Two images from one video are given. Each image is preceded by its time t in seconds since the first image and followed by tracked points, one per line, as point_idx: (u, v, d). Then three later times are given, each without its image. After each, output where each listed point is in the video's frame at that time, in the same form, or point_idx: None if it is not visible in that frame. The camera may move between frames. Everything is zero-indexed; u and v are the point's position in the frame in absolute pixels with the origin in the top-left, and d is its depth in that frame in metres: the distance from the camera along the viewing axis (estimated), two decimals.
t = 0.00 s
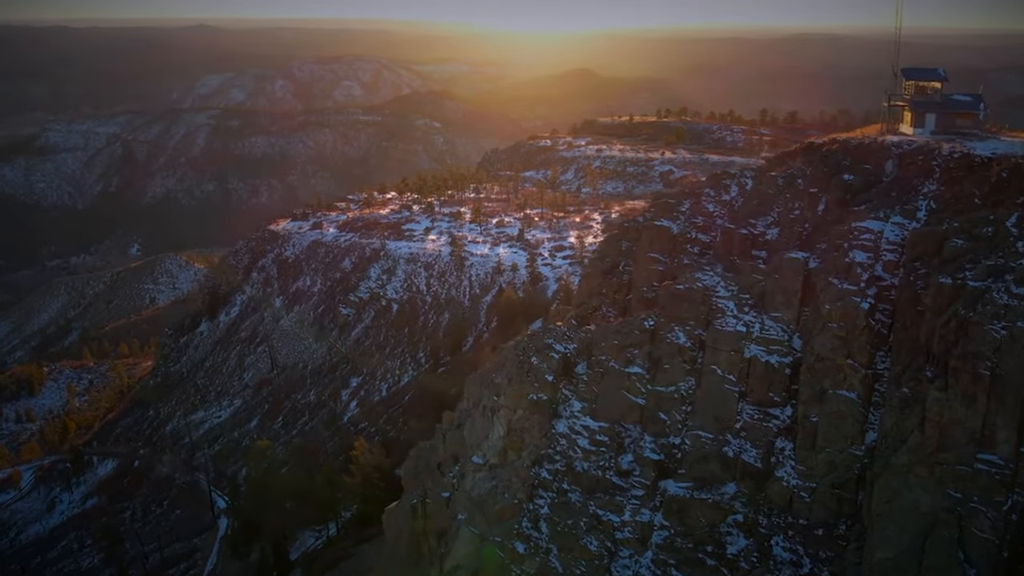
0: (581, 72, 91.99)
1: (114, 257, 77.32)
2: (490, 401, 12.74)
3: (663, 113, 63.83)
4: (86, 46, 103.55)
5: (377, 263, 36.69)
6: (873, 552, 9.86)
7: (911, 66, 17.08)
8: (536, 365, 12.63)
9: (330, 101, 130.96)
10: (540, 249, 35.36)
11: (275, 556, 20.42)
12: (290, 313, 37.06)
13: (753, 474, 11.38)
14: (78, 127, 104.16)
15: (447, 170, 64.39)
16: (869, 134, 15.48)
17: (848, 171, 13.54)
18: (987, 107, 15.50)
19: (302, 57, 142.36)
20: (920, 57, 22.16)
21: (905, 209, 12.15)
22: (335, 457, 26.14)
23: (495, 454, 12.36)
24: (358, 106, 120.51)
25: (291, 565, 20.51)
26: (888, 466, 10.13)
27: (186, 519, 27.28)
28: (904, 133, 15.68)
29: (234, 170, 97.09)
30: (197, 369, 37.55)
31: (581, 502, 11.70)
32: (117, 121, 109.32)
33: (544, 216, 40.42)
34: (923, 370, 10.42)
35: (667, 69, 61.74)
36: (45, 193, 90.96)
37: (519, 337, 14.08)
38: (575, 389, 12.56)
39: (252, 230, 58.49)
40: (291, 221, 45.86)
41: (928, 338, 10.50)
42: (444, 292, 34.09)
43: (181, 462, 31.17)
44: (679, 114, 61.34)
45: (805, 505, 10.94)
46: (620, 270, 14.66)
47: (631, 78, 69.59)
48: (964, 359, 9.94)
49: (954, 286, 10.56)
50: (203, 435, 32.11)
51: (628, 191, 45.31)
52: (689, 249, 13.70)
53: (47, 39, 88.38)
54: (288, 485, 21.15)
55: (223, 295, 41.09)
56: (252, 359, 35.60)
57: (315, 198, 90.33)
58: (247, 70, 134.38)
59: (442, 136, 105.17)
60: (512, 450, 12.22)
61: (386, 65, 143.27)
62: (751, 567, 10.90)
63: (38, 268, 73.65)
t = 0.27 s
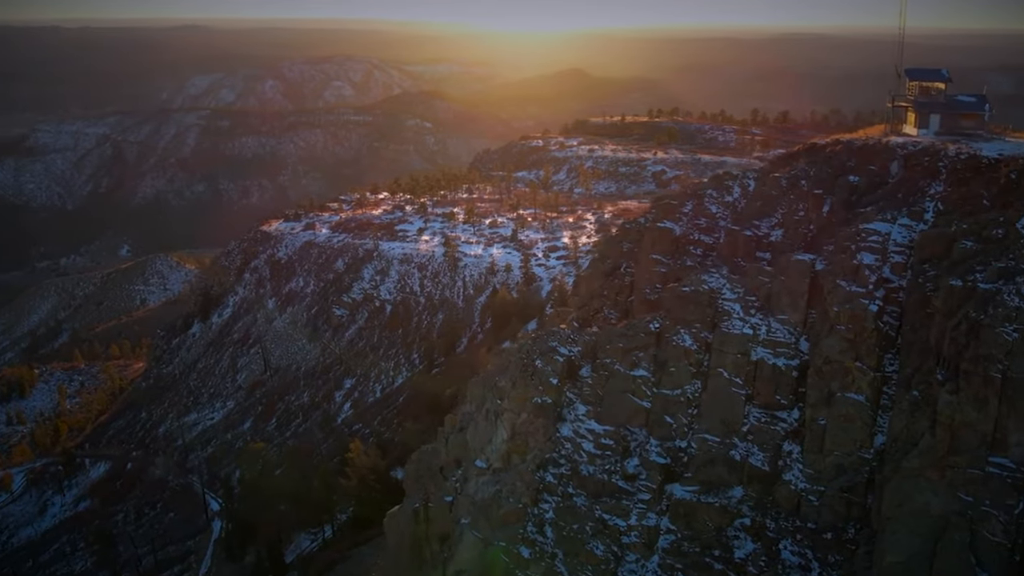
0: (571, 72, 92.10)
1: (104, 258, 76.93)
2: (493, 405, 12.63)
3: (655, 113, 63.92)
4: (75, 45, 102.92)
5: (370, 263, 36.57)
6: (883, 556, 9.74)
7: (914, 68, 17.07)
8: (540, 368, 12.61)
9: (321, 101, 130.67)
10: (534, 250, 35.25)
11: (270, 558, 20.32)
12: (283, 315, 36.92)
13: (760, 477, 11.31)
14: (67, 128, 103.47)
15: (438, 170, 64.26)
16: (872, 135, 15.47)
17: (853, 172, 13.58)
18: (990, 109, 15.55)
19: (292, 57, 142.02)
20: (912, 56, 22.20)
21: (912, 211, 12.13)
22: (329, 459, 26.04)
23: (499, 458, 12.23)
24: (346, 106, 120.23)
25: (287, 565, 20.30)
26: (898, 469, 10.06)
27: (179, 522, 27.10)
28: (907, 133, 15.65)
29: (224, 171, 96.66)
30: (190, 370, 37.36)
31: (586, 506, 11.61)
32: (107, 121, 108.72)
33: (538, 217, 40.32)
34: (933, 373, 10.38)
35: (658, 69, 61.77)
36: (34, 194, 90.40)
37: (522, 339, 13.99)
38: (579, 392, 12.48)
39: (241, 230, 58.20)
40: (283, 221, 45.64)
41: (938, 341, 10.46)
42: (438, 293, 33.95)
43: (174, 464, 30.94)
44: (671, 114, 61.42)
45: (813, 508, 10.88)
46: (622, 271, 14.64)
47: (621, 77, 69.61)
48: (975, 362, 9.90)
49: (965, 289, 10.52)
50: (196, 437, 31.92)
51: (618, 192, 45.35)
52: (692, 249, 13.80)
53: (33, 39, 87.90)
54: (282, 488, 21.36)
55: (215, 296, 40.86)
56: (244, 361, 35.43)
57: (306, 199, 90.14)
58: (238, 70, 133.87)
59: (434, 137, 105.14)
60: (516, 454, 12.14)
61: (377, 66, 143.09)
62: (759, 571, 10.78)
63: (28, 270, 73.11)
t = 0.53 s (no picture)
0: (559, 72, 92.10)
1: (92, 259, 76.35)
2: (494, 408, 12.46)
3: (644, 113, 63.96)
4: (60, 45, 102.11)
5: (361, 264, 36.41)
6: (892, 561, 9.68)
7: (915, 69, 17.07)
8: (543, 371, 12.44)
9: (310, 102, 130.32)
10: (525, 250, 35.18)
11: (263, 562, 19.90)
12: (274, 316, 36.72)
13: (766, 481, 11.23)
14: (53, 129, 102.59)
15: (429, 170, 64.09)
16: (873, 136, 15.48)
17: (855, 173, 13.60)
18: (991, 109, 15.55)
19: (280, 57, 141.41)
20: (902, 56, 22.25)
21: (917, 212, 12.10)
22: (322, 460, 25.87)
23: (501, 462, 12.05)
24: (335, 106, 119.88)
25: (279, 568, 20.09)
26: (906, 473, 10.00)
27: (171, 525, 26.90)
28: (909, 134, 15.64)
29: (213, 171, 96.01)
30: (180, 372, 37.13)
31: (590, 511, 11.47)
32: (94, 121, 107.94)
33: (529, 217, 40.24)
34: (941, 375, 10.34)
35: (648, 69, 61.81)
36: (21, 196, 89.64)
37: (524, 342, 13.90)
38: (582, 395, 12.39)
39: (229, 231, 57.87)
40: (273, 222, 45.41)
41: (946, 344, 10.41)
42: (429, 294, 33.85)
43: (166, 467, 30.73)
44: (660, 114, 61.47)
45: (819, 512, 10.81)
46: (622, 274, 14.65)
47: (609, 77, 69.61)
48: (984, 365, 9.85)
49: (973, 291, 10.49)
50: (188, 440, 31.72)
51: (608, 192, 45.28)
52: (694, 252, 13.93)
53: (17, 39, 86.98)
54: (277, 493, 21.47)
55: (205, 298, 40.59)
56: (235, 363, 35.24)
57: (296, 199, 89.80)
58: (226, 70, 133.20)
59: (423, 137, 104.92)
60: (518, 458, 11.95)
61: (366, 66, 142.89)
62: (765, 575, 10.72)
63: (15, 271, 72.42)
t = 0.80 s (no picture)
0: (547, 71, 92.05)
1: (78, 261, 75.82)
2: (496, 412, 12.35)
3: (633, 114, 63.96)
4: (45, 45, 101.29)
5: (352, 265, 36.22)
6: (900, 563, 9.59)
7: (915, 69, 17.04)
8: (545, 374, 12.37)
9: (298, 103, 130.03)
10: (516, 251, 35.11)
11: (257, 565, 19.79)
12: (264, 317, 36.54)
13: (771, 484, 11.16)
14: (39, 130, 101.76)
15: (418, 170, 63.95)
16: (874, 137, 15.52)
17: (858, 175, 13.62)
18: (993, 110, 15.53)
19: (267, 57, 140.70)
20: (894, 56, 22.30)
21: (922, 214, 12.13)
22: (314, 463, 25.67)
23: (503, 466, 11.93)
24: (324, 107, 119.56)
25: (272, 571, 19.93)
26: (914, 476, 9.96)
27: (161, 529, 26.68)
28: (910, 135, 15.67)
29: (201, 172, 95.48)
30: (170, 374, 36.88)
31: (594, 515, 11.33)
32: (81, 122, 107.18)
33: (519, 218, 40.16)
34: (949, 378, 10.32)
35: (636, 69, 61.82)
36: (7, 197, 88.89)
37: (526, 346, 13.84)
38: (585, 399, 12.31)
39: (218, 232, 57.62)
40: (263, 223, 45.19)
41: (954, 346, 10.39)
42: (420, 295, 33.73)
43: (156, 470, 30.52)
44: (649, 114, 61.53)
45: (825, 515, 10.74)
46: (622, 275, 14.65)
47: (598, 78, 69.56)
48: (992, 368, 9.81)
49: (981, 293, 10.46)
50: (178, 442, 31.49)
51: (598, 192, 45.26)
52: (694, 253, 13.98)
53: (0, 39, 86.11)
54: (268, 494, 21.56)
55: (195, 299, 40.37)
56: (225, 364, 35.03)
57: (284, 200, 89.50)
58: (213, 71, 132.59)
59: (411, 137, 104.68)
60: (520, 462, 11.84)
61: (353, 67, 142.63)
62: None
63: None
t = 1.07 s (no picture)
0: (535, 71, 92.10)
1: (65, 262, 75.25)
2: (497, 415, 12.25)
3: (622, 115, 64.03)
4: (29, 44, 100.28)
5: (342, 266, 36.03)
6: (908, 566, 9.53)
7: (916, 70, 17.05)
8: (547, 377, 12.27)
9: (285, 103, 129.80)
10: (506, 251, 35.09)
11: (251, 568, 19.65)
12: (254, 319, 36.35)
13: (776, 486, 11.08)
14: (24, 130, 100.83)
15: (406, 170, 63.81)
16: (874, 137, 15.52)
17: (858, 175, 13.61)
18: (993, 110, 15.55)
19: (253, 57, 139.30)
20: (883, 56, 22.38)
21: (925, 215, 12.15)
22: (306, 465, 25.46)
23: (504, 470, 11.83)
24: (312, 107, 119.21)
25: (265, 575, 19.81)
26: (922, 478, 9.91)
27: (151, 531, 26.47)
28: (910, 135, 15.69)
29: (187, 172, 95.02)
30: (159, 376, 36.61)
31: (597, 519, 11.19)
32: (66, 122, 106.27)
33: (509, 218, 40.10)
34: (956, 380, 10.28)
35: (624, 69, 61.86)
36: None
37: (527, 349, 13.74)
38: (587, 401, 12.22)
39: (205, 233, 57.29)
40: (252, 224, 44.93)
41: (960, 347, 10.38)
42: (411, 296, 33.62)
43: (145, 473, 30.27)
44: (637, 113, 61.67)
45: (830, 517, 10.67)
46: (620, 276, 14.60)
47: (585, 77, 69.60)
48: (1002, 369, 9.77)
49: (988, 294, 10.43)
50: (167, 445, 31.23)
51: (587, 192, 45.28)
52: (694, 254, 13.95)
53: None
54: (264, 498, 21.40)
55: (184, 301, 40.10)
56: (215, 366, 34.79)
57: (271, 201, 89.22)
58: (200, 70, 131.81)
59: (399, 137, 104.49)
60: (522, 466, 11.75)
61: (340, 67, 142.61)
62: None
63: None
